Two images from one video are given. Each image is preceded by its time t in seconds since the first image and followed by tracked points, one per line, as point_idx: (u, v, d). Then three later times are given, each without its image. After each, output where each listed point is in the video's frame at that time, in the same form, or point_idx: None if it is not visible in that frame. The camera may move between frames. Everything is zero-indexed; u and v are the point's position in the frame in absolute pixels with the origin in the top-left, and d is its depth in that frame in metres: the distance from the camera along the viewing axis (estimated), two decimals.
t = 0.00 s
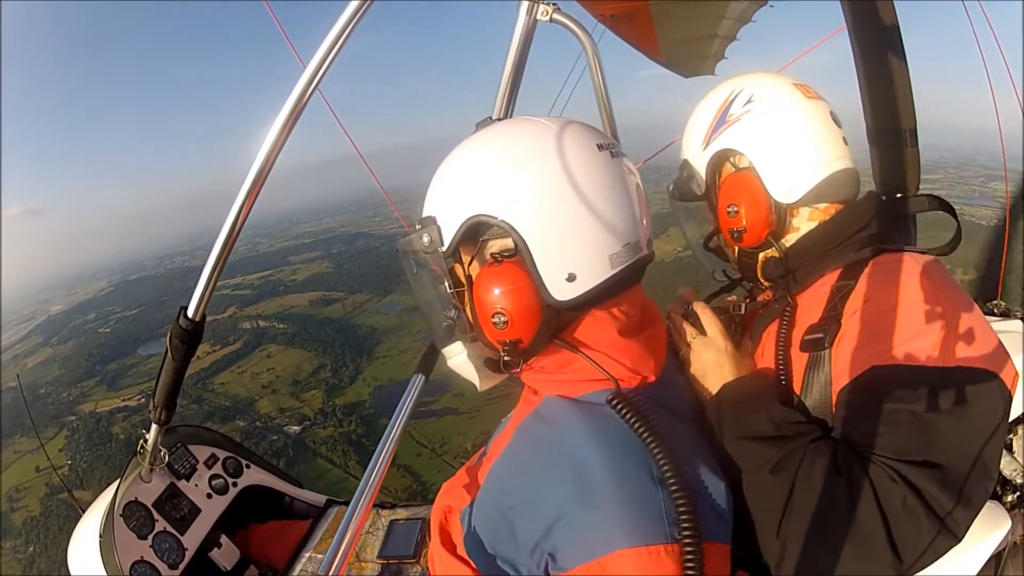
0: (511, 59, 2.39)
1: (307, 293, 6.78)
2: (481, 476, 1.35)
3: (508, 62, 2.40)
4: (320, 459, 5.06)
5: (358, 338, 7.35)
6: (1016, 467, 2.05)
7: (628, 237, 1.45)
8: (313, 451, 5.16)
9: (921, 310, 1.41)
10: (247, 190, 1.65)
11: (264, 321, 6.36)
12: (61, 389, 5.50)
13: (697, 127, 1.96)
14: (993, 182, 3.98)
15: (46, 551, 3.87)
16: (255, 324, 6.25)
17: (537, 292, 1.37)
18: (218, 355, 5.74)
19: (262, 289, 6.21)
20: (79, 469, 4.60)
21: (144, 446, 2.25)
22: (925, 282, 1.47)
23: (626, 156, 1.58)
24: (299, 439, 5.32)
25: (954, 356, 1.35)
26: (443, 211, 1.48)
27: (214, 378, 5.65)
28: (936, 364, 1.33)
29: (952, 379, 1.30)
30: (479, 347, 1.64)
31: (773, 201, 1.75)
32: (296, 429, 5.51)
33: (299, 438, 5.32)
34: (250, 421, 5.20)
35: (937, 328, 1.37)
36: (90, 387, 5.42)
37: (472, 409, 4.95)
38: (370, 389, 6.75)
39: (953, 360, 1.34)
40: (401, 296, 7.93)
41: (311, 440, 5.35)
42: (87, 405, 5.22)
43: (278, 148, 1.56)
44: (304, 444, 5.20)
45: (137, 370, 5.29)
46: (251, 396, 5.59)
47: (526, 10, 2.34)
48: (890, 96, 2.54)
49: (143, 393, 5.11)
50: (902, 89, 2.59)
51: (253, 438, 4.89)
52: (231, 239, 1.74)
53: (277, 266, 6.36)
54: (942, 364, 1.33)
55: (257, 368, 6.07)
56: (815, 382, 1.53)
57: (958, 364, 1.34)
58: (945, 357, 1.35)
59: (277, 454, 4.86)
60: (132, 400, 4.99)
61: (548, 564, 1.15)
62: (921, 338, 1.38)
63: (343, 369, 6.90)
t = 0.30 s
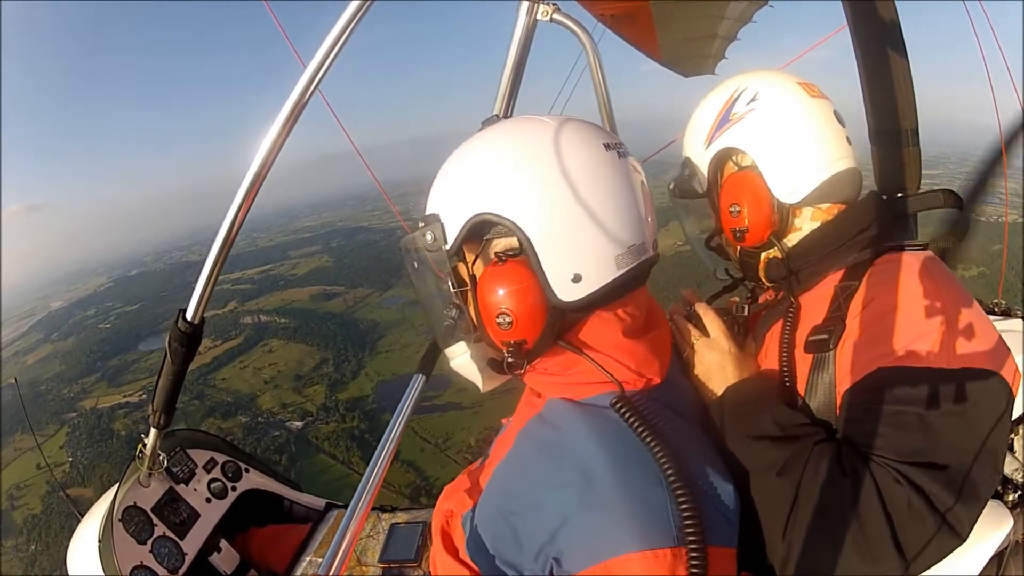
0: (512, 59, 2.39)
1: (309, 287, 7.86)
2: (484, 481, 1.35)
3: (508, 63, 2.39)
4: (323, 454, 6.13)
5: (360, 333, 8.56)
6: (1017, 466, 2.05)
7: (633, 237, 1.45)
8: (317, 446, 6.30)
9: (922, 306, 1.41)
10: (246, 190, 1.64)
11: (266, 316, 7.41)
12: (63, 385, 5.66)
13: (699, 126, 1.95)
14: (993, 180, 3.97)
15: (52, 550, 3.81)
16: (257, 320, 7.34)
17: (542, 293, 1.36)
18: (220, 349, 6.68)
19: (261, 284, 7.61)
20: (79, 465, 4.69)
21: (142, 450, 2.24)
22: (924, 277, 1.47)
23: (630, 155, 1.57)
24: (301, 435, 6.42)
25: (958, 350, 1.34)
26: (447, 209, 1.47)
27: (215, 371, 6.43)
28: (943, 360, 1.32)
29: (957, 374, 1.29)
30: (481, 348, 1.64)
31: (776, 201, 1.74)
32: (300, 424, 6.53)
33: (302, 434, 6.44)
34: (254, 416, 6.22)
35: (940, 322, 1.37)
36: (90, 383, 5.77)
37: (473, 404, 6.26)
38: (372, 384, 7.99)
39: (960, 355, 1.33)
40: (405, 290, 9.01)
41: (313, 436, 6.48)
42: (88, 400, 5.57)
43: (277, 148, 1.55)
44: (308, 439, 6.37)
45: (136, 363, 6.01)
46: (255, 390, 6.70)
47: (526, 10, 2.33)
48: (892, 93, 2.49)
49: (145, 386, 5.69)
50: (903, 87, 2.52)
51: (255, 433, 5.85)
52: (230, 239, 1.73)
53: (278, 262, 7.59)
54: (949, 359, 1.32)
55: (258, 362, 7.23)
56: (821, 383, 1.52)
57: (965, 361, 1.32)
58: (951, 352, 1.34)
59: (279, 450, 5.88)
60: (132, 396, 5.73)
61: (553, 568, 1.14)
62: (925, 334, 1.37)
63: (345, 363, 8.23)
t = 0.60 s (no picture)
0: (512, 59, 2.38)
1: (311, 283, 7.72)
2: (481, 483, 1.34)
3: (508, 63, 2.38)
4: (323, 451, 6.22)
5: (359, 327, 8.43)
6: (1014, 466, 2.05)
7: (636, 238, 1.44)
8: (317, 443, 6.40)
9: (920, 303, 1.43)
10: (239, 190, 1.63)
11: (266, 314, 7.15)
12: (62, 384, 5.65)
13: (698, 125, 1.95)
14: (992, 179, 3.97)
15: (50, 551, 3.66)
16: (257, 317, 7.07)
17: (541, 293, 1.36)
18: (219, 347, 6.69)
19: (262, 282, 6.71)
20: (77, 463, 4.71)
21: (135, 452, 2.24)
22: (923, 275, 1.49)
23: (633, 154, 1.56)
24: (302, 431, 6.57)
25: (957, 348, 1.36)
26: (447, 209, 1.47)
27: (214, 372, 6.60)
28: (941, 358, 1.34)
29: (956, 373, 1.31)
30: (479, 347, 1.63)
31: (772, 203, 1.74)
32: (299, 422, 6.64)
33: (303, 430, 6.57)
34: (255, 412, 6.56)
35: (937, 320, 1.39)
36: (90, 381, 5.80)
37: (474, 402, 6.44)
38: (373, 380, 7.81)
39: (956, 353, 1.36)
40: (403, 287, 9.05)
41: (314, 433, 6.58)
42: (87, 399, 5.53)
43: (272, 146, 1.54)
44: (308, 436, 6.48)
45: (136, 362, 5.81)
46: (255, 387, 7.00)
47: (526, 10, 2.33)
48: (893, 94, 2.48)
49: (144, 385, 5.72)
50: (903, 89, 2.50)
51: (255, 429, 6.24)
52: (224, 238, 1.72)
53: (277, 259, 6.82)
54: (948, 357, 1.35)
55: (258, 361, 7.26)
56: (819, 383, 1.52)
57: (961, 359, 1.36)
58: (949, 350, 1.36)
59: (280, 446, 6.13)
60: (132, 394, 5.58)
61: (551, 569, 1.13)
62: (923, 332, 1.38)
63: (345, 360, 8.05)
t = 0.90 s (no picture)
0: (511, 59, 2.36)
1: (306, 282, 8.19)
2: (475, 486, 1.32)
3: (507, 63, 2.37)
4: (326, 449, 6.11)
5: (359, 329, 8.35)
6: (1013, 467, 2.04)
7: (633, 238, 1.43)
8: (319, 441, 6.28)
9: (918, 298, 1.39)
10: (232, 190, 1.62)
11: (264, 312, 7.66)
12: (60, 383, 5.65)
13: (701, 124, 1.95)
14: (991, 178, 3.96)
15: (47, 552, 3.61)
16: (254, 315, 7.60)
17: (534, 293, 1.34)
18: (218, 346, 7.11)
19: (260, 280, 7.73)
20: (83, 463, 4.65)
21: (129, 453, 2.22)
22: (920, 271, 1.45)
23: (630, 152, 1.55)
24: (303, 429, 6.49)
25: (956, 344, 1.32)
26: (442, 207, 1.45)
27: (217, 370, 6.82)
28: (940, 354, 1.30)
29: (955, 370, 1.27)
30: (474, 346, 1.60)
31: (765, 204, 1.73)
32: (301, 422, 6.57)
33: (305, 429, 6.49)
34: (256, 411, 6.53)
35: (936, 316, 1.35)
36: (89, 381, 5.79)
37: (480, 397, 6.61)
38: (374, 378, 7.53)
39: (958, 348, 1.32)
40: (401, 285, 8.83)
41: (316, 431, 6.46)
42: (86, 399, 5.50)
43: (264, 147, 1.53)
44: (310, 435, 6.38)
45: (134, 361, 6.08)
46: (255, 386, 6.97)
47: (526, 10, 2.31)
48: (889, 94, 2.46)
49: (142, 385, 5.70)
50: (902, 87, 2.46)
51: (256, 428, 6.24)
52: (216, 238, 1.71)
53: (274, 259, 8.03)
54: (950, 353, 1.31)
55: (258, 359, 7.38)
56: (817, 381, 1.51)
57: (964, 355, 1.31)
58: (948, 346, 1.32)
59: (282, 446, 6.10)
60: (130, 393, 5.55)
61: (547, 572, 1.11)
62: (920, 328, 1.35)
63: (345, 359, 7.84)
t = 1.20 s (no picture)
0: (512, 60, 2.36)
1: (306, 279, 7.76)
2: (477, 489, 1.32)
3: (508, 64, 2.36)
4: (326, 449, 6.19)
5: (359, 327, 8.34)
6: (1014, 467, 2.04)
7: (634, 238, 1.42)
8: (320, 440, 6.33)
9: (914, 295, 1.39)
10: (231, 191, 1.61)
11: (264, 310, 7.18)
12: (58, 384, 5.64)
13: (700, 126, 1.95)
14: (993, 176, 3.95)
15: (47, 553, 3.59)
16: (253, 313, 7.11)
17: (536, 293, 1.34)
18: (216, 345, 6.69)
19: (257, 278, 7.04)
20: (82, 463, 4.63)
21: (128, 457, 2.21)
22: (916, 267, 1.45)
23: (632, 153, 1.54)
24: (304, 428, 6.54)
25: (954, 340, 1.31)
26: (443, 209, 1.45)
27: (217, 369, 6.59)
28: (937, 349, 1.30)
29: (954, 365, 1.26)
30: (475, 348, 1.60)
31: (763, 201, 1.71)
32: (301, 420, 6.65)
33: (305, 428, 6.55)
34: (255, 411, 6.50)
35: (933, 312, 1.35)
36: (87, 381, 5.75)
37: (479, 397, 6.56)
38: (374, 375, 7.71)
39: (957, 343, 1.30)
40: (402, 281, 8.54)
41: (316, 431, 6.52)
42: (85, 399, 5.48)
43: (263, 148, 1.52)
44: (310, 433, 6.44)
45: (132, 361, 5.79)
46: (254, 385, 6.99)
47: (526, 11, 2.31)
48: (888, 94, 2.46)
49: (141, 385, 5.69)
50: (902, 87, 2.47)
51: (256, 427, 6.21)
52: (215, 239, 1.70)
53: (270, 255, 7.18)
54: (949, 348, 1.30)
55: (257, 357, 7.29)
56: (820, 380, 1.49)
57: (962, 350, 1.29)
58: (944, 340, 1.31)
59: (282, 445, 6.08)
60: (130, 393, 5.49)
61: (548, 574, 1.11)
62: (916, 324, 1.35)
63: (344, 357, 7.94)
